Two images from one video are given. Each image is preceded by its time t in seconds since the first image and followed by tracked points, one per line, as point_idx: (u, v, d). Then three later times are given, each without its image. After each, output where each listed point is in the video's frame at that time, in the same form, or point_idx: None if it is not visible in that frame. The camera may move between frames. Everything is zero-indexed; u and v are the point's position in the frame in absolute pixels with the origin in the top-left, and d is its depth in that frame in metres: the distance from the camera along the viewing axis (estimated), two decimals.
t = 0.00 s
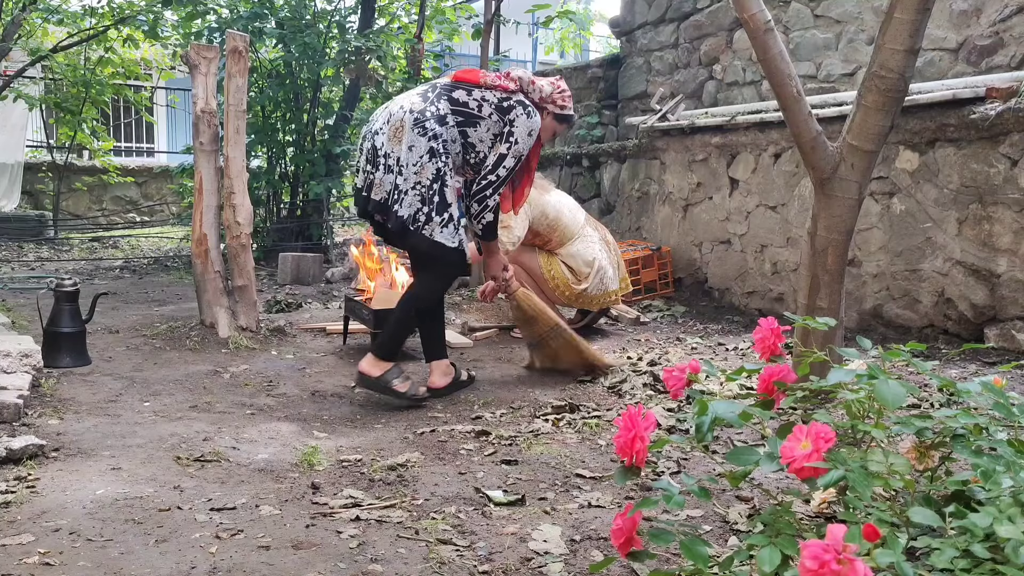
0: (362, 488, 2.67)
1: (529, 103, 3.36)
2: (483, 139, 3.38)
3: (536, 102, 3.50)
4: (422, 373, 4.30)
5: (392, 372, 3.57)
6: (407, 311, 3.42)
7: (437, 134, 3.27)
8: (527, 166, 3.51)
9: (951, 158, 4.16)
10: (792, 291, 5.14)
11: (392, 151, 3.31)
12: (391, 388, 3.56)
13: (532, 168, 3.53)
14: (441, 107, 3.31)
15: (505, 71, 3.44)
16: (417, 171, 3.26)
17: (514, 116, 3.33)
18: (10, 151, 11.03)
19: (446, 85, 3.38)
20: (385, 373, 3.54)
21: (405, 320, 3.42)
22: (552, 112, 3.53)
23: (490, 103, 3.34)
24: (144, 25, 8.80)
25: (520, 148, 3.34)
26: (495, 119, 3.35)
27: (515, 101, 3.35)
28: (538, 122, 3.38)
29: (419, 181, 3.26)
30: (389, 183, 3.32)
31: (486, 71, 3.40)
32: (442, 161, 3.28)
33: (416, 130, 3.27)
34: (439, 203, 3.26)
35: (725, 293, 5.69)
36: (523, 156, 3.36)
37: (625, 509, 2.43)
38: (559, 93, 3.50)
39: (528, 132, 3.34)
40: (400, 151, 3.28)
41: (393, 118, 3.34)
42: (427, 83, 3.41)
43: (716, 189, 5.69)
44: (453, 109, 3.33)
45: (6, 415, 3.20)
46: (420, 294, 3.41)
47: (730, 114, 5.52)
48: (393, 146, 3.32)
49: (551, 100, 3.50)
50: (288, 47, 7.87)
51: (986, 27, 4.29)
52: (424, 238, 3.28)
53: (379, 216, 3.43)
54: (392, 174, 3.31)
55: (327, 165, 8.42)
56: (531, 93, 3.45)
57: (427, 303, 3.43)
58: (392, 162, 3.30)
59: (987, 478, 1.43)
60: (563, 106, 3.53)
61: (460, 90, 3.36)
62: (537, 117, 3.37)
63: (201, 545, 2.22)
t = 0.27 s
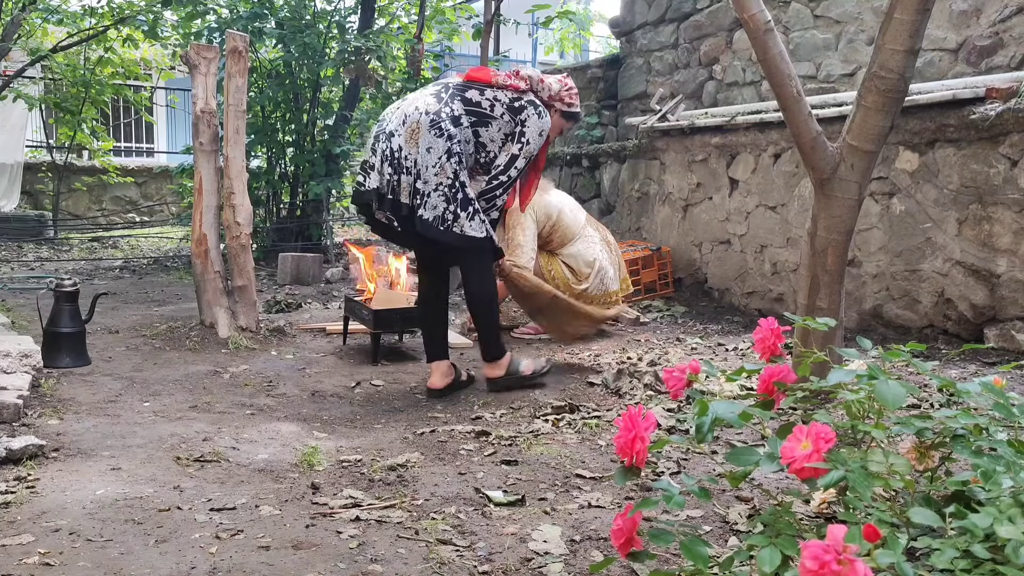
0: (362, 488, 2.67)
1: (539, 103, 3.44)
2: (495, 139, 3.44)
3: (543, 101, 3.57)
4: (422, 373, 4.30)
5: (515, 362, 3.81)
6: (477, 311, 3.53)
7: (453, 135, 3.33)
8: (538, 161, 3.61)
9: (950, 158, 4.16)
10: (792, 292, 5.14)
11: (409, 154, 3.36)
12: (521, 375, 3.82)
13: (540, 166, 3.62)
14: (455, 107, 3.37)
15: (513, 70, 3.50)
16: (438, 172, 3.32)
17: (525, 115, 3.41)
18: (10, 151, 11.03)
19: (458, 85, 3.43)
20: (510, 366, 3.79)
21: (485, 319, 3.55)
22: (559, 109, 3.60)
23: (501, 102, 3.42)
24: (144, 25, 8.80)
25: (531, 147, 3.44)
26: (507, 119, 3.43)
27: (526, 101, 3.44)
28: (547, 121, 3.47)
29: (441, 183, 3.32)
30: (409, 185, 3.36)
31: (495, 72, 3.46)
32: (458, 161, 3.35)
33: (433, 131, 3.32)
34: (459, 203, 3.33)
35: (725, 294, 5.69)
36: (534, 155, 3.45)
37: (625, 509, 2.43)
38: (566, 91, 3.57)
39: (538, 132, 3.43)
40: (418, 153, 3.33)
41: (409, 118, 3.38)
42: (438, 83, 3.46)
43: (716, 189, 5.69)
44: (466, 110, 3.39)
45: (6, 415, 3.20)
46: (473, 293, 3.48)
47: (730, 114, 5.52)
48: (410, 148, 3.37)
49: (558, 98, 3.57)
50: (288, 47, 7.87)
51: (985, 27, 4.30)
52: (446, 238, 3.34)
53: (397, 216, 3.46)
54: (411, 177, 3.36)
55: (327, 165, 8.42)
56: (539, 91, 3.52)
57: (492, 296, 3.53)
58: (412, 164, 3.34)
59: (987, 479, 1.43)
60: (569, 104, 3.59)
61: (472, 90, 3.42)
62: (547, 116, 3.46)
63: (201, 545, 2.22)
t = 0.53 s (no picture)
0: (362, 488, 2.67)
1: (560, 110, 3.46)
2: (515, 145, 3.46)
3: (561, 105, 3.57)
4: (422, 374, 4.30)
5: (533, 362, 3.88)
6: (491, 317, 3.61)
7: (475, 141, 3.36)
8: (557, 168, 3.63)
9: (950, 159, 4.16)
10: (791, 292, 5.14)
11: (432, 158, 3.38)
12: (539, 375, 3.89)
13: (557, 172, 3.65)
14: (477, 114, 3.39)
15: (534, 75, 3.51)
16: (459, 178, 3.35)
17: (546, 123, 3.43)
18: (9, 151, 11.03)
19: (479, 91, 3.45)
20: (526, 366, 3.87)
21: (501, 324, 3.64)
22: (576, 114, 3.61)
23: (523, 109, 3.44)
24: (144, 25, 8.80)
25: (554, 154, 3.46)
26: (527, 125, 3.45)
27: (545, 107, 3.45)
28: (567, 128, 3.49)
29: (460, 189, 3.35)
30: (429, 189, 3.39)
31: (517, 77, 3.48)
32: (479, 168, 3.38)
33: (456, 138, 3.35)
34: (479, 209, 3.38)
35: (725, 294, 5.69)
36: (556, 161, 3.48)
37: (625, 510, 2.43)
38: (580, 96, 3.58)
39: (559, 139, 3.46)
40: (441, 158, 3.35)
41: (432, 123, 3.41)
42: (460, 87, 3.48)
43: (716, 190, 5.69)
44: (488, 116, 3.41)
45: (6, 415, 3.21)
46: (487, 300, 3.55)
47: (730, 114, 5.52)
48: (432, 153, 3.38)
49: (574, 103, 3.56)
50: (288, 47, 7.87)
51: (985, 28, 4.30)
52: (465, 245, 3.39)
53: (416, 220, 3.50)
54: (432, 181, 3.38)
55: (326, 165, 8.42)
56: (558, 96, 3.53)
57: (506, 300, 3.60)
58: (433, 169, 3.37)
59: (987, 480, 1.43)
60: (580, 107, 3.59)
61: (494, 96, 3.43)
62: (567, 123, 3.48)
63: (201, 545, 2.22)
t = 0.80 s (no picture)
0: (362, 488, 2.67)
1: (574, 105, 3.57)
2: (531, 139, 3.54)
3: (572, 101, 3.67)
4: (422, 374, 4.31)
5: (534, 363, 3.88)
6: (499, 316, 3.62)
7: (496, 135, 3.43)
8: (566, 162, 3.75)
9: (949, 159, 4.16)
10: (791, 292, 5.14)
11: (455, 152, 3.38)
12: (539, 376, 3.89)
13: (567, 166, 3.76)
14: (497, 108, 3.45)
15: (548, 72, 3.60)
16: (481, 172, 3.41)
17: (561, 117, 3.52)
18: (8, 151, 11.02)
19: (497, 85, 3.51)
20: (527, 366, 3.87)
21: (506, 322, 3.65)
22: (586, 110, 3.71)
23: (539, 103, 3.52)
24: (144, 25, 8.80)
25: (568, 147, 3.56)
26: (543, 119, 3.53)
27: (560, 101, 3.54)
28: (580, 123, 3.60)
29: (482, 183, 3.40)
30: (453, 183, 3.39)
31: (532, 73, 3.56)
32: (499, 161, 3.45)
33: (479, 131, 3.40)
34: (499, 204, 3.45)
35: (724, 294, 5.69)
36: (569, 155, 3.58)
37: (625, 510, 2.43)
38: (593, 92, 3.69)
39: (573, 133, 3.56)
40: (465, 152, 3.37)
41: (454, 117, 3.40)
42: (477, 82, 3.52)
43: (716, 190, 5.69)
44: (507, 110, 3.48)
45: (6, 415, 3.21)
46: (497, 298, 3.58)
47: (730, 115, 5.52)
48: (456, 146, 3.39)
49: (585, 99, 3.67)
50: (288, 48, 7.87)
51: (984, 28, 4.30)
52: (487, 238, 3.44)
53: (438, 214, 3.48)
54: (456, 175, 3.38)
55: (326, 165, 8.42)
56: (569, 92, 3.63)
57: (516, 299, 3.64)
58: (458, 162, 3.37)
59: (986, 480, 1.43)
60: (593, 104, 3.69)
61: (512, 91, 3.50)
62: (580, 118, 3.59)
63: (200, 545, 2.22)
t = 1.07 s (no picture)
0: (362, 489, 2.67)
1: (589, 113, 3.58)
2: (545, 144, 3.55)
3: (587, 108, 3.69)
4: (422, 374, 4.31)
5: (533, 363, 3.88)
6: (504, 315, 3.63)
7: (511, 136, 3.44)
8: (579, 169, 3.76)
9: (949, 160, 4.17)
10: (791, 293, 5.14)
11: (470, 150, 3.38)
12: (539, 376, 3.89)
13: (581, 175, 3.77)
14: (514, 110, 3.47)
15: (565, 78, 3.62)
16: (495, 172, 3.41)
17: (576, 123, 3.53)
18: (8, 151, 11.02)
19: (515, 88, 3.53)
20: (526, 366, 3.87)
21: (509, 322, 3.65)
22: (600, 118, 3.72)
23: (554, 109, 3.54)
24: (144, 25, 8.80)
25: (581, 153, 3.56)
26: (558, 125, 3.54)
27: (576, 111, 3.57)
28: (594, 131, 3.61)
29: (496, 183, 3.40)
30: (466, 181, 3.39)
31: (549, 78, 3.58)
32: (513, 163, 3.45)
33: (494, 131, 3.41)
34: (512, 204, 3.44)
35: (724, 294, 5.69)
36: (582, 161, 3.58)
37: (625, 511, 2.43)
38: (607, 100, 3.70)
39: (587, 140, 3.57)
40: (480, 150, 3.38)
41: (470, 115, 3.42)
42: (495, 84, 3.54)
43: (716, 190, 5.69)
44: (523, 113, 3.49)
45: (6, 416, 3.21)
46: (503, 299, 3.59)
47: (729, 115, 5.53)
48: (471, 144, 3.40)
49: (599, 108, 3.68)
50: (288, 48, 7.87)
51: (984, 29, 4.30)
52: (498, 237, 3.43)
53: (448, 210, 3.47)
54: (469, 173, 3.39)
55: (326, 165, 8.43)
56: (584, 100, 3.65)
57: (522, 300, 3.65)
58: (472, 160, 3.38)
59: (986, 480, 1.43)
60: (606, 111, 3.71)
61: (529, 93, 3.52)
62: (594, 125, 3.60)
63: (200, 545, 2.22)
